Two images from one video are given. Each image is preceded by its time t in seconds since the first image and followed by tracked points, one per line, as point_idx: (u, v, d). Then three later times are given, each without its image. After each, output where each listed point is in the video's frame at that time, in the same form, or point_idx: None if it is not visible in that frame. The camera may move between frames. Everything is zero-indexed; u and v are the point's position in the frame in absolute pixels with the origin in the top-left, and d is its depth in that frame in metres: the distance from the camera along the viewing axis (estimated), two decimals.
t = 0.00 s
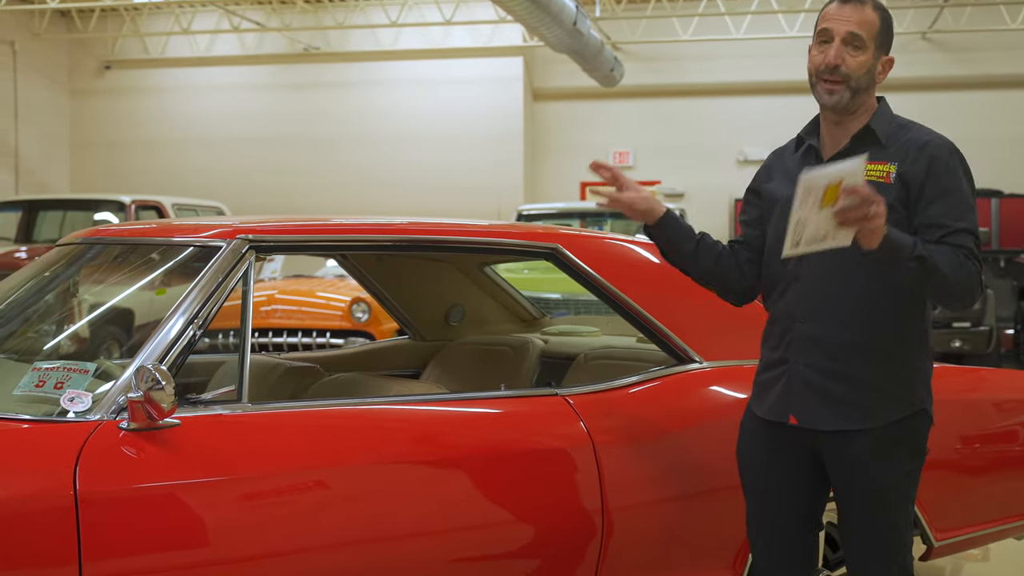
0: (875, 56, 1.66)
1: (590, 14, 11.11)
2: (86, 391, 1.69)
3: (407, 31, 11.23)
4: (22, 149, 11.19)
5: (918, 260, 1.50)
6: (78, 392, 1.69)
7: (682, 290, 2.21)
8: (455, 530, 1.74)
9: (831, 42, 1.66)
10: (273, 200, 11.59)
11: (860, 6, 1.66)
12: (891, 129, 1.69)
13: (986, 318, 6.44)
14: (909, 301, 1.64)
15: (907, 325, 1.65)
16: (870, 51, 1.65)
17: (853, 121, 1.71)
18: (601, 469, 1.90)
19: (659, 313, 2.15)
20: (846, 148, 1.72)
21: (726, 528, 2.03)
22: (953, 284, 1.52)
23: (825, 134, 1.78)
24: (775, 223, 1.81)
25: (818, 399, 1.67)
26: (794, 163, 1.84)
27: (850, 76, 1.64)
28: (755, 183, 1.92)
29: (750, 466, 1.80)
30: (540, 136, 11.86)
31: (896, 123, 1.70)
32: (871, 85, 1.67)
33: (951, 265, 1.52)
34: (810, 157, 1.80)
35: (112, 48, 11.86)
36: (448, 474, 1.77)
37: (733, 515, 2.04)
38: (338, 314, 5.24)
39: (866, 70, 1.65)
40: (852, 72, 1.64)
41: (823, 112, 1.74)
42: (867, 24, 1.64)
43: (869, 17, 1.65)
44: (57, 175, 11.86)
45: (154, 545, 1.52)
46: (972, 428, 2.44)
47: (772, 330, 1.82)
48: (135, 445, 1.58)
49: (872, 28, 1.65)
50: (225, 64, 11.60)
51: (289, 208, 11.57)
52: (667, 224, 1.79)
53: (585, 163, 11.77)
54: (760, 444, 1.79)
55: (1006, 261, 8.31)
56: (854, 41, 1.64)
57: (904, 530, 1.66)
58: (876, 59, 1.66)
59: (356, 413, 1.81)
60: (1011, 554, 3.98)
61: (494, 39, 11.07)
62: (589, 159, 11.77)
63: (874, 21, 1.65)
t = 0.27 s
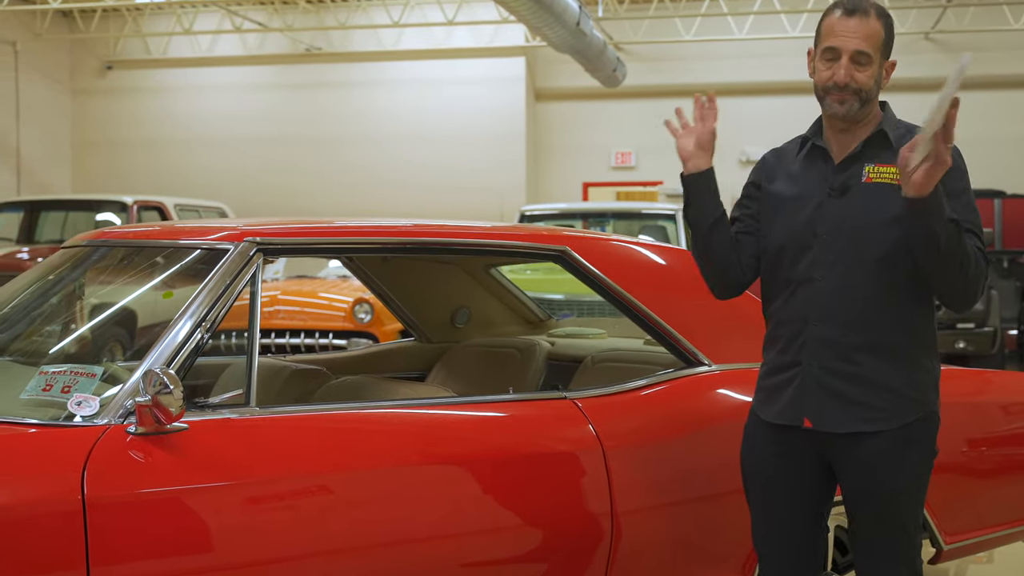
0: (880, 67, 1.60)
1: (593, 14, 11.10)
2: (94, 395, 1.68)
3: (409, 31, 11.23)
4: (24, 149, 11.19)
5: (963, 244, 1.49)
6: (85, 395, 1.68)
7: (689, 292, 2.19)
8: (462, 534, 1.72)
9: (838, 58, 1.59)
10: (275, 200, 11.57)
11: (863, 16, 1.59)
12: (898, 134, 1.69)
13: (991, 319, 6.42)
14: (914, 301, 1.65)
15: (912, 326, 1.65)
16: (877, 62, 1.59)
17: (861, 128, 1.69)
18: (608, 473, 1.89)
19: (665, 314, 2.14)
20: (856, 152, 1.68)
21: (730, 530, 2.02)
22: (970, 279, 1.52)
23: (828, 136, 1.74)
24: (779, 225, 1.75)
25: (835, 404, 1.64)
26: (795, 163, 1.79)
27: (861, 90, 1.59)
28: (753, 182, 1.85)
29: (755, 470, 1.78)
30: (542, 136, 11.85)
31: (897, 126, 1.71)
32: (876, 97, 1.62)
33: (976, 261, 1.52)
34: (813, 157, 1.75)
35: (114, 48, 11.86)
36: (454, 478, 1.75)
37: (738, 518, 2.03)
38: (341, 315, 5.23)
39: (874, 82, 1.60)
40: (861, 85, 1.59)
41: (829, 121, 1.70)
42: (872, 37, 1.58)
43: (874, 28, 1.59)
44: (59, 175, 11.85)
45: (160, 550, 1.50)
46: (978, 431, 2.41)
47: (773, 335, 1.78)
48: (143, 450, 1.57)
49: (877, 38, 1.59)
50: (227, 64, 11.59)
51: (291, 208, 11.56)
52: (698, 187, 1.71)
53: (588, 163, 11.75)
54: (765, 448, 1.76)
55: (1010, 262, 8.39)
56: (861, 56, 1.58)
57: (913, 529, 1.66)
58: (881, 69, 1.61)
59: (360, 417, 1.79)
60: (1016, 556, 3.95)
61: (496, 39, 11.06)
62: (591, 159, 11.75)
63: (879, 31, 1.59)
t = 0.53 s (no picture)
0: (891, 75, 1.61)
1: (595, 15, 11.10)
2: (105, 400, 1.68)
3: (411, 32, 11.23)
4: (26, 149, 11.19)
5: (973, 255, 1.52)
6: (97, 400, 1.68)
7: (697, 295, 2.19)
8: (469, 538, 1.71)
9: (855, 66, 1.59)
10: (277, 201, 11.57)
11: (877, 24, 1.59)
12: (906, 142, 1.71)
13: (994, 321, 6.43)
14: (922, 306, 1.66)
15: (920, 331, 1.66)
16: (890, 70, 1.60)
17: (867, 136, 1.70)
18: (618, 477, 1.88)
19: (673, 318, 2.13)
20: (866, 158, 1.68)
21: (739, 533, 2.00)
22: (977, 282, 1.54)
23: (835, 141, 1.74)
24: (789, 229, 1.74)
25: (847, 408, 1.64)
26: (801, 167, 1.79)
27: (876, 98, 1.59)
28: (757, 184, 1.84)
29: (763, 474, 1.76)
30: (544, 137, 11.85)
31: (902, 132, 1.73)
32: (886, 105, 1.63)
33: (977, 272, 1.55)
34: (821, 162, 1.75)
35: (117, 50, 11.86)
36: (460, 481, 1.74)
37: (747, 522, 2.01)
38: (344, 316, 5.21)
39: (886, 90, 1.61)
40: (876, 93, 1.60)
41: (838, 128, 1.70)
42: (886, 45, 1.59)
43: (886, 36, 1.59)
44: (61, 176, 11.86)
45: (166, 554, 1.50)
46: (982, 434, 2.41)
47: (781, 342, 1.77)
48: (154, 455, 1.57)
49: (890, 46, 1.59)
50: (230, 66, 11.60)
51: (294, 209, 11.56)
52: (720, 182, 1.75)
53: (590, 164, 11.76)
54: (772, 452, 1.74)
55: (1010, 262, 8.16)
56: (877, 64, 1.58)
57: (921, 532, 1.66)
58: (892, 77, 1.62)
59: (365, 423, 1.79)
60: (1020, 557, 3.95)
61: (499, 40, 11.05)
62: (593, 160, 11.75)
63: (891, 39, 1.60)
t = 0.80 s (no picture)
0: (912, 76, 1.62)
1: (598, 16, 11.10)
2: (122, 403, 1.69)
3: (414, 33, 11.23)
4: (29, 150, 11.20)
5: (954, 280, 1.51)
6: (114, 404, 1.68)
7: (709, 299, 2.19)
8: (483, 541, 1.71)
9: (871, 64, 1.61)
10: (279, 201, 11.57)
11: (898, 26, 1.61)
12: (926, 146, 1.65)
13: (997, 322, 6.43)
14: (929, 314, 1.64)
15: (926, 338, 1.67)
16: (910, 72, 1.62)
17: (889, 139, 1.66)
18: (631, 480, 1.88)
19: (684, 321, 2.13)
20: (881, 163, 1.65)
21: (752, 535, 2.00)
22: (954, 302, 1.51)
23: (854, 143, 1.71)
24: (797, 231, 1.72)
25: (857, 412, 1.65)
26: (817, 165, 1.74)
27: (894, 96, 1.60)
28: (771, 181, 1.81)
29: (773, 478, 1.77)
30: (546, 138, 11.86)
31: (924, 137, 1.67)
32: (906, 105, 1.64)
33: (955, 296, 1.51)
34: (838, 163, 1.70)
35: (119, 50, 11.86)
36: (472, 484, 1.74)
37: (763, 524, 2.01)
38: (348, 317, 5.20)
39: (906, 90, 1.61)
40: (892, 92, 1.61)
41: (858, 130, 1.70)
42: (905, 45, 1.60)
43: (906, 37, 1.61)
44: (63, 177, 11.86)
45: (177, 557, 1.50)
46: (988, 437, 2.41)
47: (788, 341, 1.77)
48: (173, 458, 1.58)
49: (911, 48, 1.61)
50: (232, 67, 11.60)
51: (295, 210, 11.55)
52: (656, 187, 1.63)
53: (592, 165, 11.76)
54: (783, 456, 1.75)
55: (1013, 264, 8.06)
56: (894, 62, 1.60)
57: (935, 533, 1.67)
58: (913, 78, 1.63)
59: (374, 426, 1.78)
60: None
61: (501, 41, 11.04)
62: (595, 161, 11.76)
63: (913, 41, 1.62)
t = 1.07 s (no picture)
0: (895, 81, 1.60)
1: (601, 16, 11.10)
2: (142, 403, 1.69)
3: (417, 34, 11.24)
4: (32, 151, 11.22)
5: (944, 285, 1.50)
6: (133, 404, 1.69)
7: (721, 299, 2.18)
8: (495, 541, 1.71)
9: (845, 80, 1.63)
10: (282, 202, 11.58)
11: (872, 36, 1.61)
12: (940, 148, 1.62)
13: (1001, 322, 6.44)
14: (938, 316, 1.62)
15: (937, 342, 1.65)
16: (889, 78, 1.60)
17: (891, 143, 1.66)
18: (645, 479, 1.88)
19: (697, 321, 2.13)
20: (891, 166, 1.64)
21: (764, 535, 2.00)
22: (959, 310, 1.50)
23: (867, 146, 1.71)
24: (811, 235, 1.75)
25: (862, 411, 1.65)
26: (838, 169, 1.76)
27: (871, 109, 1.61)
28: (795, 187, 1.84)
29: (784, 475, 1.78)
30: (549, 139, 11.87)
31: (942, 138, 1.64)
32: (898, 109, 1.61)
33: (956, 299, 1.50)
34: (855, 167, 1.71)
35: (122, 51, 11.87)
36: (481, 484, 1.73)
37: (775, 523, 2.02)
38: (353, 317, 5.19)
39: (887, 98, 1.60)
40: (871, 103, 1.61)
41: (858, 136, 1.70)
42: (879, 54, 1.59)
43: (882, 45, 1.60)
44: (67, 177, 11.88)
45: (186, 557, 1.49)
46: (995, 437, 2.39)
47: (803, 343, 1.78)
48: (191, 458, 1.58)
49: (888, 56, 1.59)
50: (235, 67, 11.60)
51: (298, 210, 11.56)
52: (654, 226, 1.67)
53: (595, 166, 11.78)
54: (796, 454, 1.76)
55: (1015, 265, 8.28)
56: (866, 76, 1.60)
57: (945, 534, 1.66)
58: (898, 83, 1.60)
59: (381, 426, 1.78)
60: None
61: (505, 42, 11.01)
62: (598, 161, 11.77)
63: (890, 49, 1.59)
